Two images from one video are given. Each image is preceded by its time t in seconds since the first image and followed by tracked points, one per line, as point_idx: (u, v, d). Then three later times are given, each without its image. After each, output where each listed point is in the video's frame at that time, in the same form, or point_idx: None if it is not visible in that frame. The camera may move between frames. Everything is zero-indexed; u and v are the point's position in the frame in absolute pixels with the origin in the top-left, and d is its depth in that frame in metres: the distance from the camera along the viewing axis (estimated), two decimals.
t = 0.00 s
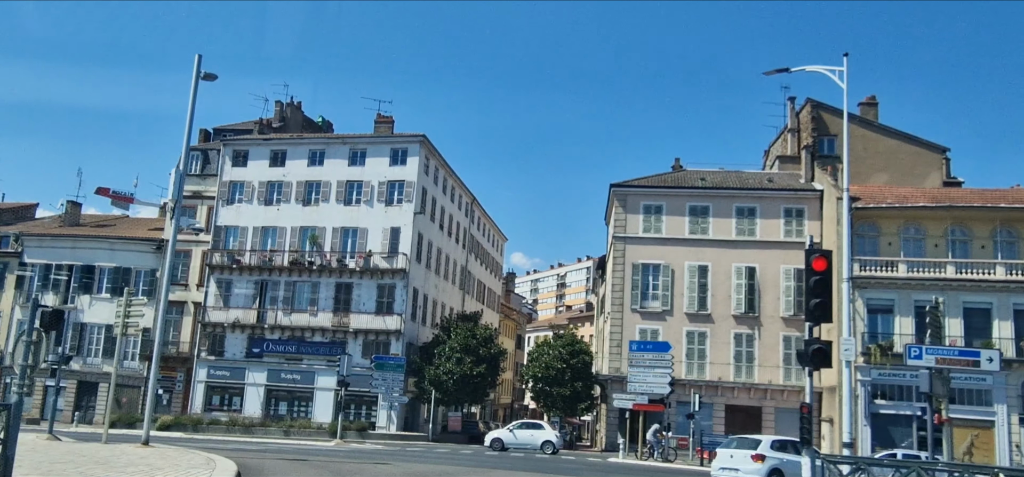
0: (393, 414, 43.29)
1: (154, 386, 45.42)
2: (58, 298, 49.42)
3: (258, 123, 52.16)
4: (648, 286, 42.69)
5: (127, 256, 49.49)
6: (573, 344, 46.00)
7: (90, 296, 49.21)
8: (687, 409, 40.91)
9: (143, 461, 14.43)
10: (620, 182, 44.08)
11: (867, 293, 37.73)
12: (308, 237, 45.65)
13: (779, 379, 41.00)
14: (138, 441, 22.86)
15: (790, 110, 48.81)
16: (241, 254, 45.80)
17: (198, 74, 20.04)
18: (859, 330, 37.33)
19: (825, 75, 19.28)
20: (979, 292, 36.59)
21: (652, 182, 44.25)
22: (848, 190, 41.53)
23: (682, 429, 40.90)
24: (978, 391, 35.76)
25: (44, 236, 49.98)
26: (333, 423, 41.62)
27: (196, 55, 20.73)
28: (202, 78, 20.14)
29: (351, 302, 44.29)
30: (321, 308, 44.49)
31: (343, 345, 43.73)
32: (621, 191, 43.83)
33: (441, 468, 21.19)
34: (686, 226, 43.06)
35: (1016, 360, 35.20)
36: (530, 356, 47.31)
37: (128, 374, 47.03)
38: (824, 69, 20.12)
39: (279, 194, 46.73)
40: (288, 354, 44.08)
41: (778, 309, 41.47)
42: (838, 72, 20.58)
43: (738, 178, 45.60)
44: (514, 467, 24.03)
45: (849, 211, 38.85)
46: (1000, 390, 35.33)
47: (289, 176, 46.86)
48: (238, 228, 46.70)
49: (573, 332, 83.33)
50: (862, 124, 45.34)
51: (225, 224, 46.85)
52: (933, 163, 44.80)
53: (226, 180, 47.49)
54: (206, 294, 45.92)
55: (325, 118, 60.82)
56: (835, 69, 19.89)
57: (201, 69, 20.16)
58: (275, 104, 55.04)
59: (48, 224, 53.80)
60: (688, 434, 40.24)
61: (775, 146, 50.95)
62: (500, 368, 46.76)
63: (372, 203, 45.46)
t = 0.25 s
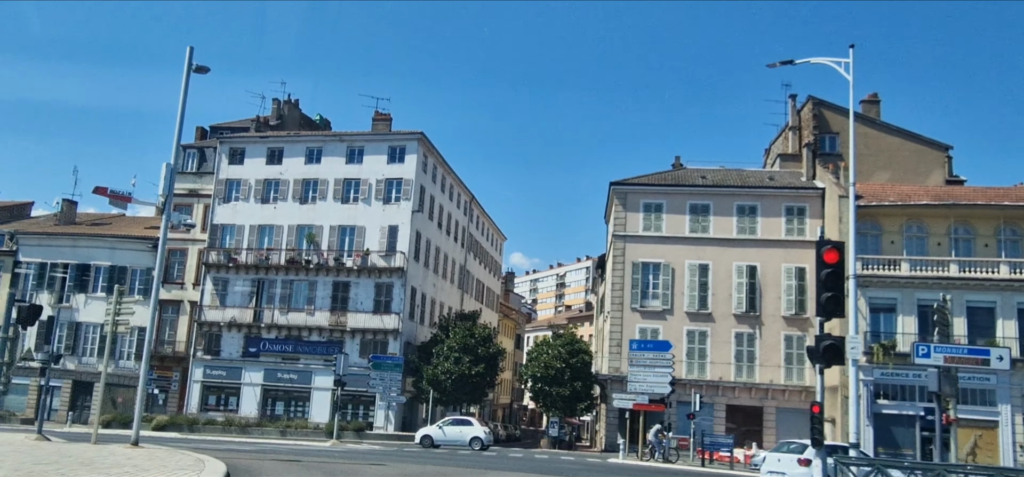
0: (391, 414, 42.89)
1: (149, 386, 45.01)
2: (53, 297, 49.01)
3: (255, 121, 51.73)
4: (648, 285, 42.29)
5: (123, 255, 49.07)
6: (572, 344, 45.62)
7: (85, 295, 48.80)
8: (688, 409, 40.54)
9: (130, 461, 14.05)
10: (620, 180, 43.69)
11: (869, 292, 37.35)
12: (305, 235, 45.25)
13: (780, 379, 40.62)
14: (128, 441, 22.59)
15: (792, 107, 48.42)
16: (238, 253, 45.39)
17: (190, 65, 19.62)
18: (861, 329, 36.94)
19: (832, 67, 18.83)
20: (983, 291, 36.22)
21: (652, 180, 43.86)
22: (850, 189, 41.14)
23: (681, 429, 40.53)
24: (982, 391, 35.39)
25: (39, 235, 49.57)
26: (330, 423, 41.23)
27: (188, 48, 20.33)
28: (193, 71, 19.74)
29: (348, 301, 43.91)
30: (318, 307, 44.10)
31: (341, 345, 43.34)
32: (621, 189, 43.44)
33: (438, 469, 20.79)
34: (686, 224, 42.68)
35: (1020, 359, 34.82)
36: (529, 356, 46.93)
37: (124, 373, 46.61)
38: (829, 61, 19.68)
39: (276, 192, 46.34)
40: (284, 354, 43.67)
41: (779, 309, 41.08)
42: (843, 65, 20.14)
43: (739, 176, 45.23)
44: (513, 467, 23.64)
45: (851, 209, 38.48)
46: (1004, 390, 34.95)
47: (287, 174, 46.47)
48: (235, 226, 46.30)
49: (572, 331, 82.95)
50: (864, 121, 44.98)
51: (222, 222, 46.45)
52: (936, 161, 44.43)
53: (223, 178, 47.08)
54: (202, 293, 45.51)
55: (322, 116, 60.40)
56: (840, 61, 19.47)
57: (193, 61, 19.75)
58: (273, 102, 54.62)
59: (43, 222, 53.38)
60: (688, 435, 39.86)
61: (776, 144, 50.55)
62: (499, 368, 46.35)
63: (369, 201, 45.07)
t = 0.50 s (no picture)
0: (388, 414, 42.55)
1: (145, 386, 44.66)
2: (49, 296, 48.66)
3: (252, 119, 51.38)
4: (648, 284, 41.97)
5: (119, 253, 48.71)
6: (571, 343, 45.30)
7: (81, 294, 48.45)
8: (688, 409, 40.23)
9: (118, 462, 13.69)
10: (620, 179, 43.38)
11: (871, 291, 37.02)
12: (302, 234, 44.91)
13: (781, 379, 40.31)
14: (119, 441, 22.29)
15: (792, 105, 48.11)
16: (234, 251, 45.06)
17: (183, 59, 19.37)
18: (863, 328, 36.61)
19: (836, 59, 18.50)
20: (986, 290, 35.91)
21: (652, 178, 43.54)
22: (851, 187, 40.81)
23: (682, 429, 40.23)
24: (984, 390, 35.10)
25: (34, 234, 49.22)
26: (327, 422, 40.90)
27: (181, 42, 19.99)
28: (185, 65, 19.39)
29: (346, 300, 43.59)
30: (315, 306, 43.78)
31: (338, 344, 43.01)
32: (621, 187, 43.11)
33: (434, 470, 20.44)
34: (687, 223, 42.37)
35: None
36: (528, 355, 46.60)
37: (120, 373, 46.26)
38: (833, 54, 19.32)
39: (274, 190, 46.01)
40: (281, 353, 43.32)
41: (780, 308, 40.77)
42: (847, 58, 19.80)
43: (739, 174, 44.91)
44: (511, 468, 23.28)
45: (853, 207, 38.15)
46: (1007, 390, 34.63)
47: (284, 173, 46.15)
48: (232, 224, 45.96)
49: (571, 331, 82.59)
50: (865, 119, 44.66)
51: (219, 221, 46.10)
52: (937, 159, 44.16)
53: (219, 176, 46.73)
54: (199, 292, 45.16)
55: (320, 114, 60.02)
56: (844, 54, 19.11)
57: (186, 54, 19.48)
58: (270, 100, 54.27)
59: (39, 221, 53.01)
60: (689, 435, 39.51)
61: (777, 142, 50.22)
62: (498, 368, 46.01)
63: (367, 200, 44.73)
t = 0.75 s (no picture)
0: (386, 414, 42.18)
1: (141, 385, 44.29)
2: (44, 295, 48.29)
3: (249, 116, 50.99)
4: (648, 283, 41.62)
5: (115, 252, 48.33)
6: (571, 342, 44.95)
7: (77, 293, 48.08)
8: (688, 409, 39.83)
9: (104, 463, 13.33)
10: (619, 177, 43.02)
11: (874, 290, 36.67)
12: (299, 232, 44.53)
13: (782, 378, 39.97)
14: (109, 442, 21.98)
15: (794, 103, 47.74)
16: (231, 250, 44.69)
17: (174, 52, 19.00)
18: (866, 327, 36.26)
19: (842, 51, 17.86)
20: (989, 289, 35.59)
21: (652, 176, 43.17)
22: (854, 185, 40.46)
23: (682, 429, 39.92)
24: (988, 390, 34.79)
25: (30, 232, 48.83)
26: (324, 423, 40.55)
27: (173, 35, 19.61)
28: (176, 58, 19.01)
29: (343, 298, 43.24)
30: (313, 305, 43.42)
31: (336, 344, 42.65)
32: (621, 185, 42.76)
33: (432, 471, 20.05)
34: (687, 221, 42.02)
35: None
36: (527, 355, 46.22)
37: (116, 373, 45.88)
38: (838, 46, 18.93)
39: (271, 188, 45.64)
40: (278, 352, 42.94)
41: (782, 307, 40.42)
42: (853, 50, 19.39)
43: (740, 172, 44.55)
44: (510, 469, 22.89)
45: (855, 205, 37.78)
46: (1011, 389, 34.32)
47: (281, 171, 45.78)
48: (229, 223, 45.59)
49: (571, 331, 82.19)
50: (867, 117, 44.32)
51: (215, 219, 45.73)
52: (940, 157, 43.82)
53: (216, 174, 46.35)
54: (195, 291, 44.80)
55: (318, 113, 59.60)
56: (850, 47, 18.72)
57: (177, 47, 19.12)
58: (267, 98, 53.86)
59: (34, 219, 52.63)
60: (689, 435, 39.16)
61: (778, 140, 49.85)
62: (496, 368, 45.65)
63: (365, 198, 44.35)
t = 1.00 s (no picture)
0: (384, 414, 41.87)
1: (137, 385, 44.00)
2: (40, 294, 47.99)
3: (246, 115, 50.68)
4: (648, 283, 41.34)
5: (111, 251, 48.01)
6: (571, 342, 44.67)
7: (73, 292, 47.78)
8: (688, 409, 39.52)
9: (94, 464, 13.04)
10: (619, 175, 42.74)
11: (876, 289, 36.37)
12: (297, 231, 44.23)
13: (783, 378, 39.69)
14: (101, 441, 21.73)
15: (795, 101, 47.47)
16: (228, 249, 44.40)
17: (167, 46, 18.70)
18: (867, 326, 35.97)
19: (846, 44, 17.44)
20: (992, 288, 35.32)
21: (652, 175, 42.89)
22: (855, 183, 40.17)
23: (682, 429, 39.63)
24: (990, 390, 34.53)
25: (27, 231, 48.54)
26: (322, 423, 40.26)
27: (166, 30, 19.32)
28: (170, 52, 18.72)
29: (341, 297, 42.96)
30: (310, 304, 43.13)
31: (334, 343, 42.37)
32: (621, 183, 42.47)
33: (430, 472, 19.76)
34: (687, 220, 41.74)
35: None
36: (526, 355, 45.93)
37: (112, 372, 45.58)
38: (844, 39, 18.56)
39: (268, 187, 45.33)
40: (276, 352, 42.64)
41: (783, 306, 40.15)
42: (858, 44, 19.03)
43: (741, 171, 44.26)
44: (509, 470, 22.56)
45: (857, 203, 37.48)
46: (1014, 389, 34.07)
47: (279, 169, 45.47)
48: (226, 221, 45.28)
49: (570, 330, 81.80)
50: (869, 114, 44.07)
51: (213, 218, 45.43)
52: (942, 155, 43.52)
53: (213, 173, 46.04)
54: (192, 290, 44.50)
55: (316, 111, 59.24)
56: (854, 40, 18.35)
57: (170, 41, 18.82)
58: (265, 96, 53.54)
59: (31, 218, 52.32)
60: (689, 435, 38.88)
61: (778, 139, 49.55)
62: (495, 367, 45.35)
63: (363, 196, 44.05)
